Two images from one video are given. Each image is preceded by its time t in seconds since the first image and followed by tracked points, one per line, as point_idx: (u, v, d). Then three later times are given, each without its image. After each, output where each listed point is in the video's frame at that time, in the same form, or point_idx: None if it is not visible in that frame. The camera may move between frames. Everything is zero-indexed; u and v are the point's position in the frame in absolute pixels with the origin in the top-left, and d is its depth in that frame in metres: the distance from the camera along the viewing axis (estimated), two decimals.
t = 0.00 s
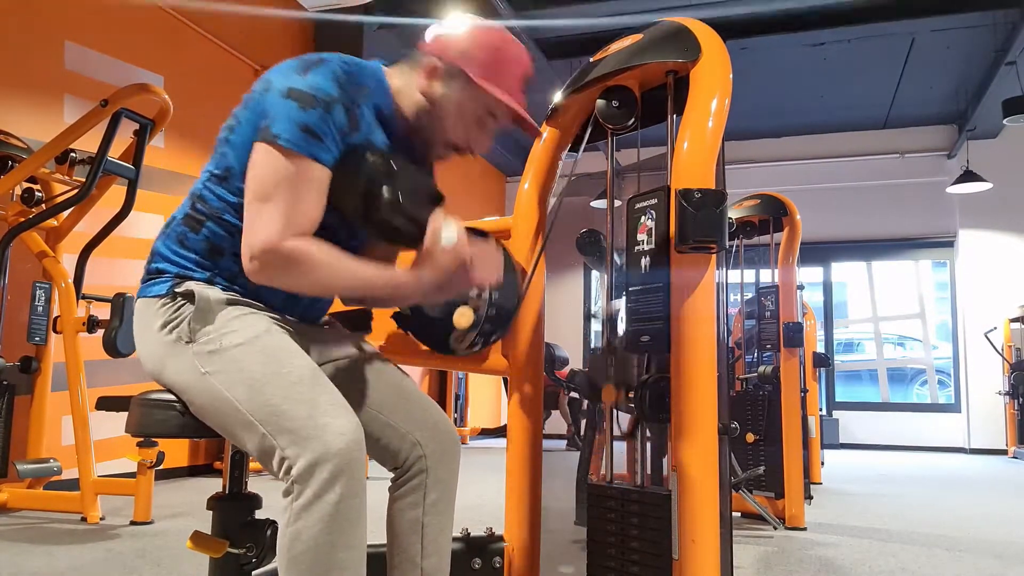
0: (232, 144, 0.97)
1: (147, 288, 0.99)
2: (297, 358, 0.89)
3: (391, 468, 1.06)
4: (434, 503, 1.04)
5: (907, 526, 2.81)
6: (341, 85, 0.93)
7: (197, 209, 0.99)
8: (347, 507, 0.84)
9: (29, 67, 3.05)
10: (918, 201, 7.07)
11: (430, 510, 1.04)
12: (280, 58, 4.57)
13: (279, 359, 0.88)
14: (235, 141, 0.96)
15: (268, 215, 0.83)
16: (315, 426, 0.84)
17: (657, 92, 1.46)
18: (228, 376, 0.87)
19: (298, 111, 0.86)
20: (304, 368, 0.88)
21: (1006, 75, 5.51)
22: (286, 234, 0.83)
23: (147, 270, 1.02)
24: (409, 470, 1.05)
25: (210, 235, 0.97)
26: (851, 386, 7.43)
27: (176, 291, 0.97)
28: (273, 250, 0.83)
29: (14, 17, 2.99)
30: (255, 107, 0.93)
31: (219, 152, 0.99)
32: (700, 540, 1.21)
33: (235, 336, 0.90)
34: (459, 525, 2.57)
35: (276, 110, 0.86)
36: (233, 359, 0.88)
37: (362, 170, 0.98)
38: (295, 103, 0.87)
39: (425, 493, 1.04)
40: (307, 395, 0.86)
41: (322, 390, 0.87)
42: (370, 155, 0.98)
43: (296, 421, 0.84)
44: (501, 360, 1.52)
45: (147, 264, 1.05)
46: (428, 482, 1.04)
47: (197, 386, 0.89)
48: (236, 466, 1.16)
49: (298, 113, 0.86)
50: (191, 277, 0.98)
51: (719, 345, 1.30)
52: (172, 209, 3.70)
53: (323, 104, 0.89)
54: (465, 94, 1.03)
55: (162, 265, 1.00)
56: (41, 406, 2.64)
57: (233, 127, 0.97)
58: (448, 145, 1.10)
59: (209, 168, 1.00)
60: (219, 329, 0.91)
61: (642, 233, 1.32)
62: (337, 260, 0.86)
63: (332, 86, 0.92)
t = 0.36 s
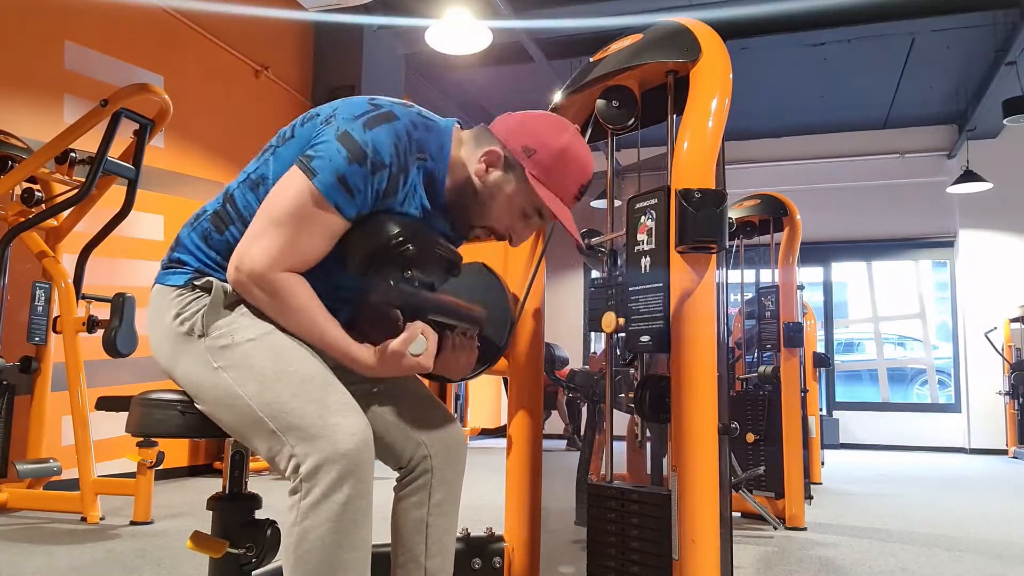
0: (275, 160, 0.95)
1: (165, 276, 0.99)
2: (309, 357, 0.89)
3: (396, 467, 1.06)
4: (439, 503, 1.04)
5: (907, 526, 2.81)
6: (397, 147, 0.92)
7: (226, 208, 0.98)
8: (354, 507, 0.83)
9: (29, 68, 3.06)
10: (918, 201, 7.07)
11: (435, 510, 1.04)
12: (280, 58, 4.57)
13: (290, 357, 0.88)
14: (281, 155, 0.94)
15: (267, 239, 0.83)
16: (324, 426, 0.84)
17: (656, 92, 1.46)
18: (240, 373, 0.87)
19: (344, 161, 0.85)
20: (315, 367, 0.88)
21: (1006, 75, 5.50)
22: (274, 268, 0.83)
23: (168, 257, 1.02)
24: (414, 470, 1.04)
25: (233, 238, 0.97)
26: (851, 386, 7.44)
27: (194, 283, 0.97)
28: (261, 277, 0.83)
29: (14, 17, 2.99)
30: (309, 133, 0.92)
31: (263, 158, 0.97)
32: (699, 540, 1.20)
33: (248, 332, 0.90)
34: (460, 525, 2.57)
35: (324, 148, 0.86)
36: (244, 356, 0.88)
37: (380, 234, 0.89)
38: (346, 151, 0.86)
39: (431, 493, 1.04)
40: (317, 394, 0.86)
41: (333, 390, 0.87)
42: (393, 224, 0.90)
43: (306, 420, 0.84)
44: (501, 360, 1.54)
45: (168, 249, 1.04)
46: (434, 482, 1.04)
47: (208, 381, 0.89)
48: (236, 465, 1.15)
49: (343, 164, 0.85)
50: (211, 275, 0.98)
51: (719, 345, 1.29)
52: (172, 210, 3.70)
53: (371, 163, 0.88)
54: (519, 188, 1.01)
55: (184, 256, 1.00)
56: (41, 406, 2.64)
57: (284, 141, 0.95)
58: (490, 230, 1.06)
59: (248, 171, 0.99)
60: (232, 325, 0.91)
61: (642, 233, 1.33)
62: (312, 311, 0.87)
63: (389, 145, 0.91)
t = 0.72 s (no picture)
0: (246, 148, 0.96)
1: (157, 286, 0.99)
2: (308, 358, 0.90)
3: (396, 468, 1.06)
4: (439, 503, 1.04)
5: (907, 526, 2.81)
6: (358, 101, 0.94)
7: (208, 210, 0.98)
8: (356, 507, 0.84)
9: (30, 67, 3.06)
10: (918, 201, 7.07)
11: (435, 510, 1.04)
12: (280, 59, 4.57)
13: (291, 358, 0.88)
14: (248, 145, 0.95)
15: (270, 223, 0.83)
16: (326, 425, 0.84)
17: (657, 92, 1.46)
18: (239, 375, 0.88)
19: (313, 123, 0.86)
20: (315, 368, 0.88)
21: (1006, 75, 5.50)
22: (285, 245, 0.84)
23: (157, 267, 1.02)
24: (414, 470, 1.05)
25: (220, 238, 0.97)
26: (851, 386, 7.44)
27: (187, 290, 0.97)
28: (269, 258, 0.83)
29: (14, 18, 2.99)
30: (271, 113, 0.92)
31: (233, 153, 0.98)
32: (699, 540, 1.20)
33: (247, 335, 0.90)
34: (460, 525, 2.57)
35: (290, 119, 0.87)
36: (244, 358, 0.88)
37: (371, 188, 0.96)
38: (311, 114, 0.87)
39: (431, 493, 1.04)
40: (318, 394, 0.86)
41: (333, 390, 0.88)
42: (379, 173, 0.97)
43: (307, 420, 0.84)
44: (501, 360, 1.52)
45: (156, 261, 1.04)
46: (434, 482, 1.04)
47: (207, 385, 0.89)
48: (236, 465, 1.15)
49: (312, 125, 0.86)
50: (202, 279, 0.98)
51: (719, 346, 1.30)
52: (172, 210, 3.70)
53: (339, 119, 0.90)
54: (484, 110, 1.00)
55: (173, 264, 1.00)
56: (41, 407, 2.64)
57: (248, 131, 0.97)
58: (466, 161, 1.08)
59: (221, 169, 1.00)
60: (230, 329, 0.92)
61: (642, 233, 1.31)
62: (331, 278, 0.88)
63: (350, 101, 0.93)
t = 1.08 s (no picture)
0: (183, 141, 0.99)
1: (134, 296, 0.99)
2: (291, 357, 0.90)
3: (387, 467, 1.07)
4: (430, 502, 1.04)
5: (906, 526, 2.81)
6: (271, 51, 0.95)
7: (165, 210, 1.00)
8: (343, 504, 0.84)
9: (30, 68, 3.06)
10: (918, 201, 7.08)
11: (427, 510, 1.04)
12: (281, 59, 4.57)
13: (273, 357, 0.89)
14: (184, 136, 0.99)
15: (251, 182, 0.84)
16: (310, 423, 0.85)
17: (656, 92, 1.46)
18: (222, 375, 0.88)
19: (238, 80, 0.87)
20: (297, 366, 0.89)
21: (1006, 75, 5.51)
22: (271, 193, 0.83)
23: (130, 278, 1.02)
24: (405, 469, 1.05)
25: (186, 232, 0.98)
26: (851, 386, 7.44)
27: (162, 294, 0.96)
28: (259, 211, 0.83)
29: (15, 18, 2.99)
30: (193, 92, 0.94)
31: (172, 152, 1.01)
32: (699, 540, 1.21)
33: (227, 334, 0.90)
34: (460, 525, 2.58)
35: (215, 86, 0.87)
36: (225, 357, 0.88)
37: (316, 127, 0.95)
38: (232, 73, 0.88)
39: (421, 493, 1.04)
40: (301, 392, 0.87)
41: (316, 387, 0.88)
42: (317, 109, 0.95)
43: (291, 419, 0.85)
44: (501, 360, 1.51)
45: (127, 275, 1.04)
46: (424, 480, 1.04)
47: (190, 386, 0.89)
48: (236, 465, 1.17)
49: (240, 82, 0.87)
50: (176, 278, 0.98)
51: (719, 346, 1.30)
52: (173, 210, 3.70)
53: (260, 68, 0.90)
54: (385, 35, 1.00)
55: (145, 272, 1.00)
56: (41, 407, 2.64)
57: (180, 125, 1.00)
58: (382, 91, 1.07)
59: (166, 170, 1.02)
60: (210, 328, 0.92)
61: (642, 233, 1.33)
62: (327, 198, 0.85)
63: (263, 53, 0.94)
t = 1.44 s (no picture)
0: (195, 139, 0.99)
1: (136, 295, 0.99)
2: (290, 357, 0.90)
3: (388, 467, 1.07)
4: (431, 503, 1.04)
5: (907, 526, 2.81)
6: (288, 56, 0.94)
7: (173, 208, 0.99)
8: (342, 505, 0.84)
9: (30, 68, 3.06)
10: (918, 201, 7.07)
11: (427, 510, 1.03)
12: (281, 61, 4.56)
13: (272, 358, 0.88)
14: (196, 135, 0.98)
15: (258, 189, 0.83)
16: (308, 424, 0.84)
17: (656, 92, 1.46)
18: (220, 376, 0.87)
19: (252, 83, 0.86)
20: (297, 366, 0.88)
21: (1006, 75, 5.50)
22: (280, 201, 0.83)
23: (134, 276, 1.02)
24: (406, 469, 1.05)
25: (191, 233, 0.98)
26: (851, 386, 7.44)
27: (163, 294, 0.96)
28: (266, 219, 0.82)
29: (15, 18, 2.99)
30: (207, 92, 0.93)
31: (183, 151, 1.01)
32: (700, 540, 1.21)
33: (227, 335, 0.90)
34: (460, 525, 2.57)
35: (230, 88, 0.86)
36: (224, 358, 0.88)
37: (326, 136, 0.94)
38: (247, 77, 0.87)
39: (422, 493, 1.04)
40: (300, 392, 0.86)
41: (315, 387, 0.88)
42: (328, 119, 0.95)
43: (290, 419, 0.84)
44: (501, 360, 1.51)
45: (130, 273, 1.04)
46: (425, 481, 1.04)
47: (189, 387, 0.89)
48: (236, 465, 1.16)
49: (254, 86, 0.86)
50: (178, 278, 0.97)
51: (719, 345, 1.30)
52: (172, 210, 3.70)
53: (276, 74, 0.89)
54: (407, 48, 0.98)
55: (147, 270, 1.00)
56: (41, 407, 2.64)
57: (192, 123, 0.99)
58: (399, 103, 1.06)
59: (176, 168, 1.02)
60: (210, 329, 0.91)
61: (642, 232, 1.33)
62: (331, 218, 0.85)
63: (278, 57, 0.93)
